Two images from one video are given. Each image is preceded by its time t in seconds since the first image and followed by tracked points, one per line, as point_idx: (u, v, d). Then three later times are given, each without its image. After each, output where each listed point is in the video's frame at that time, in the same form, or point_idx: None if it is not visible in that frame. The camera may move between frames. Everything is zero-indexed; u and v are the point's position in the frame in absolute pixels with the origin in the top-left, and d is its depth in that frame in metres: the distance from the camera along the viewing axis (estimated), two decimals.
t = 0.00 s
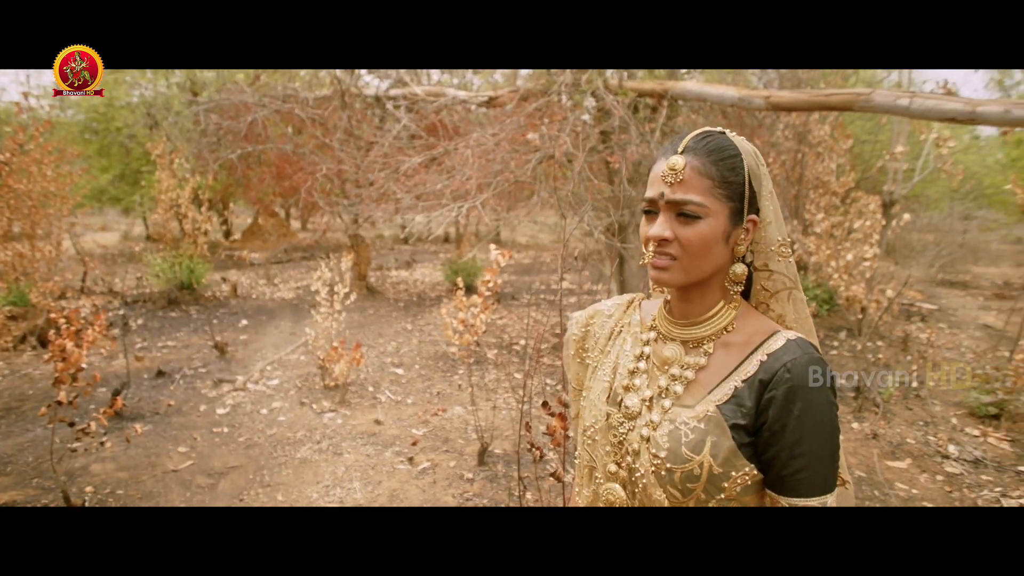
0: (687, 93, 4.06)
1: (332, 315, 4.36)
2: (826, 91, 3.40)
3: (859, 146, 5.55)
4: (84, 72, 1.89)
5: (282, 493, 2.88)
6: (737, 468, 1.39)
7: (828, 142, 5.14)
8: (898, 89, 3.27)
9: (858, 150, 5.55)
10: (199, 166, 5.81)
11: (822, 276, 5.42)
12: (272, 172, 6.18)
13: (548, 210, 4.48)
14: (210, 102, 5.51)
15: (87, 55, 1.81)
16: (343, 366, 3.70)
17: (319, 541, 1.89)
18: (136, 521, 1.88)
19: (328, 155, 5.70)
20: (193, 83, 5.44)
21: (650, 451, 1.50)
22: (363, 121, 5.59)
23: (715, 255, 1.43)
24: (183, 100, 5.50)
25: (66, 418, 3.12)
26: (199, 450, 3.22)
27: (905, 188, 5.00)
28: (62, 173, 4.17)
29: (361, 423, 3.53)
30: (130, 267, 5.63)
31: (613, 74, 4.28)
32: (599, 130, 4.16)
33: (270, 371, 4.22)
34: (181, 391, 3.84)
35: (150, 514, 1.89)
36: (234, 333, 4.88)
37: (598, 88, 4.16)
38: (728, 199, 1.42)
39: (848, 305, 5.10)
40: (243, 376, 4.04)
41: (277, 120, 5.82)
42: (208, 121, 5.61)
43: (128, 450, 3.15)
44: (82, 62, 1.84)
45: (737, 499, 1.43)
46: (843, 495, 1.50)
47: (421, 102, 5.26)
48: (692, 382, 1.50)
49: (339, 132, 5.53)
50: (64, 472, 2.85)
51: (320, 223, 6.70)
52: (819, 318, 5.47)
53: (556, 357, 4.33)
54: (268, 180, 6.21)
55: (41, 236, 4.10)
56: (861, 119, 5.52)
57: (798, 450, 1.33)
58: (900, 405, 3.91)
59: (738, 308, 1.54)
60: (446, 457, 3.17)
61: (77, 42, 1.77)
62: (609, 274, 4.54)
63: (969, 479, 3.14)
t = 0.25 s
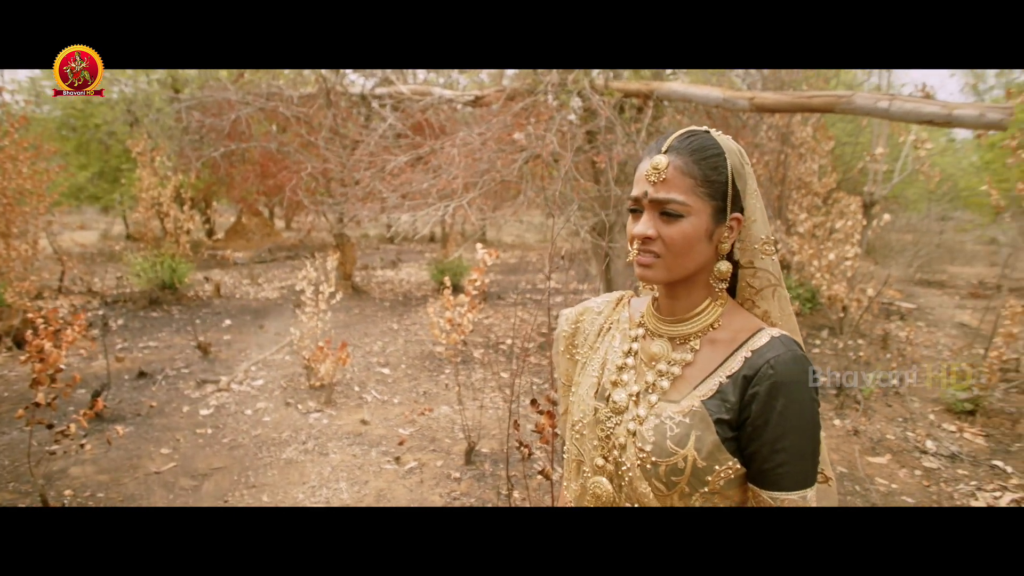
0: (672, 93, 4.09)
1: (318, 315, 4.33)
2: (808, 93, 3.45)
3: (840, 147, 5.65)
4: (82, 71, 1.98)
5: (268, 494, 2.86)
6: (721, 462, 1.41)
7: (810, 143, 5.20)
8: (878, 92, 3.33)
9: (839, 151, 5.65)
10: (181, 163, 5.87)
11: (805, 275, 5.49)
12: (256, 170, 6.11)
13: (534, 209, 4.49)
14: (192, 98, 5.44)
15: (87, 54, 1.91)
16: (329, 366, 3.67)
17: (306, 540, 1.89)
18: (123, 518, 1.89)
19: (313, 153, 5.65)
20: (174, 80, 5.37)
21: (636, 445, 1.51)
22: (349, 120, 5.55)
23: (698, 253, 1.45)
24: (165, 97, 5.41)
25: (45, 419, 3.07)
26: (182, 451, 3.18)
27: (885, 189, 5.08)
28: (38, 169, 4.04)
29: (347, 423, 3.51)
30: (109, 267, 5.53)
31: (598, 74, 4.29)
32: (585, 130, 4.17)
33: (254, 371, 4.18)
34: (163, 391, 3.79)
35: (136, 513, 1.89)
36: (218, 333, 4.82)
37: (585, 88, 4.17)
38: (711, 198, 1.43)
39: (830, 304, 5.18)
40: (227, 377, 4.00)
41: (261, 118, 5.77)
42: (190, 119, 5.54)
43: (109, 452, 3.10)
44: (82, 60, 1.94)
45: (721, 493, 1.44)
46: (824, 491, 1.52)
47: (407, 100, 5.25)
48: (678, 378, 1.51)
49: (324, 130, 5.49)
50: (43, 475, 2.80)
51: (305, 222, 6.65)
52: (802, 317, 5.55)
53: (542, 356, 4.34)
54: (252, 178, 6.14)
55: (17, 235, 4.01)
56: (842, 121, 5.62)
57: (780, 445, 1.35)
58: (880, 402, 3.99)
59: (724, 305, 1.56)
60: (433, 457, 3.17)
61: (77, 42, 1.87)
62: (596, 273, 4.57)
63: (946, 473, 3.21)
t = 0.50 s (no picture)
0: (658, 97, 4.13)
1: (303, 317, 4.30)
2: (791, 99, 3.50)
3: (822, 152, 5.74)
4: (81, 70, 1.87)
5: (253, 497, 2.83)
6: (706, 459, 1.43)
7: (794, 148, 5.26)
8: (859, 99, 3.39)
9: (821, 156, 5.74)
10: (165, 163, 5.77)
11: (788, 278, 5.56)
12: (241, 171, 6.03)
13: (522, 212, 4.50)
14: (175, 98, 5.37)
15: (87, 54, 1.80)
16: (315, 368, 3.64)
17: (296, 541, 1.88)
18: (106, 520, 1.87)
19: (299, 154, 5.60)
20: (157, 79, 5.30)
21: (624, 442, 1.53)
22: (336, 121, 5.52)
23: (681, 256, 1.48)
24: (148, 95, 5.33)
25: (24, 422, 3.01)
26: (165, 455, 3.14)
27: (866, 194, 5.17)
28: (17, 167, 3.96)
29: (334, 425, 3.49)
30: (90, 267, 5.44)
31: (586, 78, 4.31)
32: (572, 133, 4.18)
33: (239, 373, 4.14)
34: (146, 394, 3.74)
35: (120, 514, 1.87)
36: (202, 335, 4.77)
37: (572, 92, 4.18)
38: (692, 202, 1.46)
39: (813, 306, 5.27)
40: (211, 379, 3.95)
41: (245, 118, 5.70)
42: (175, 118, 5.46)
43: (90, 455, 3.04)
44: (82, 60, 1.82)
45: (706, 489, 1.46)
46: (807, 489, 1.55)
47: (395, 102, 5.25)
48: (666, 377, 1.54)
49: (310, 131, 5.45)
50: (21, 479, 2.74)
51: (291, 224, 6.59)
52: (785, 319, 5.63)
53: (530, 358, 4.35)
54: (237, 178, 6.07)
55: None
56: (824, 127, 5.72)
57: (764, 443, 1.37)
58: (861, 403, 4.06)
59: (711, 307, 1.58)
60: (421, 459, 3.16)
61: (76, 42, 1.77)
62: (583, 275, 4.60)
63: (925, 472, 3.27)
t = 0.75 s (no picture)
0: (652, 100, 4.15)
1: (298, 319, 4.29)
2: (784, 101, 3.53)
3: (814, 155, 5.79)
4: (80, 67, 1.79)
5: (248, 499, 2.82)
6: (702, 454, 1.44)
7: (786, 150, 5.29)
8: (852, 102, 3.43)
9: (814, 158, 5.78)
10: (158, 165, 5.74)
11: (781, 279, 5.59)
12: (235, 173, 5.99)
13: (517, 214, 4.51)
14: (169, 99, 5.35)
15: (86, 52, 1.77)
16: (310, 371, 3.63)
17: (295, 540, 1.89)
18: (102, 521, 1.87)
19: (294, 156, 5.59)
20: (150, 81, 5.28)
21: (622, 437, 1.55)
22: (330, 123, 5.52)
23: (675, 254, 1.50)
24: (140, 97, 5.31)
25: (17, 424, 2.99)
26: (159, 458, 3.13)
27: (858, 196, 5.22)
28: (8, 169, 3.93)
29: (329, 427, 3.49)
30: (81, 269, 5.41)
31: (580, 81, 4.33)
32: (566, 136, 4.18)
33: (234, 375, 4.13)
34: (140, 397, 3.73)
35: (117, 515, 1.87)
36: (195, 338, 4.75)
37: (566, 94, 4.20)
38: (688, 202, 1.48)
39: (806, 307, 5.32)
40: (205, 382, 3.93)
41: (239, 120, 5.69)
42: (168, 120, 5.43)
43: (84, 458, 3.02)
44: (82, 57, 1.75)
45: (702, 485, 1.47)
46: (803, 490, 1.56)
47: (389, 104, 5.25)
48: (663, 373, 1.56)
49: (304, 133, 5.44)
50: (14, 482, 2.72)
51: (285, 226, 6.57)
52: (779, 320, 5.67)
53: (525, 359, 4.36)
54: (230, 181, 6.05)
55: None
56: (816, 130, 5.76)
57: (758, 438, 1.38)
58: (854, 403, 4.10)
59: (709, 306, 1.59)
60: (417, 460, 3.16)
61: (77, 42, 1.83)
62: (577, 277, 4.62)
63: (917, 471, 3.30)
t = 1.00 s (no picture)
0: (648, 99, 4.15)
1: (296, 321, 4.28)
2: (779, 98, 3.55)
3: (810, 152, 5.79)
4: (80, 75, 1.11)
5: (248, 501, 2.82)
6: (702, 442, 1.45)
7: (782, 147, 5.29)
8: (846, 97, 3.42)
9: (809, 155, 5.79)
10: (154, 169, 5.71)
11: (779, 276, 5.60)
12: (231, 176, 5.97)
13: (514, 214, 4.52)
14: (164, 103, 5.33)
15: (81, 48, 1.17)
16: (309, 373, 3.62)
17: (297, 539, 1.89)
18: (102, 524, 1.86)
19: (290, 159, 5.58)
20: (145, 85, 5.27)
21: (624, 426, 1.56)
22: (326, 125, 5.51)
23: (676, 244, 1.53)
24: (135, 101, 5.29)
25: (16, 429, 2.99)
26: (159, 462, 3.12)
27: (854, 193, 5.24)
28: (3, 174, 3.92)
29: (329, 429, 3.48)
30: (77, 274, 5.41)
31: (575, 80, 4.33)
32: (563, 135, 4.16)
33: (232, 379, 4.12)
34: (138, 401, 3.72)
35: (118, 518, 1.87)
36: (193, 341, 4.74)
37: (562, 94, 4.19)
38: (690, 193, 1.51)
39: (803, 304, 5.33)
40: (203, 385, 3.92)
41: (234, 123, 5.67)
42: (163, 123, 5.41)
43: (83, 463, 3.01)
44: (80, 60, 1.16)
45: (703, 473, 1.48)
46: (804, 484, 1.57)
47: (385, 106, 5.25)
48: (664, 363, 1.58)
49: (300, 135, 5.43)
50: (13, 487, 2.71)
51: (282, 229, 6.56)
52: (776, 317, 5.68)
53: (524, 359, 4.37)
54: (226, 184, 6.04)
55: None
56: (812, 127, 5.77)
57: (757, 425, 1.38)
58: (852, 397, 4.11)
59: (710, 297, 1.61)
60: (417, 460, 3.17)
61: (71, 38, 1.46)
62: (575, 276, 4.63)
63: (916, 464, 3.31)
